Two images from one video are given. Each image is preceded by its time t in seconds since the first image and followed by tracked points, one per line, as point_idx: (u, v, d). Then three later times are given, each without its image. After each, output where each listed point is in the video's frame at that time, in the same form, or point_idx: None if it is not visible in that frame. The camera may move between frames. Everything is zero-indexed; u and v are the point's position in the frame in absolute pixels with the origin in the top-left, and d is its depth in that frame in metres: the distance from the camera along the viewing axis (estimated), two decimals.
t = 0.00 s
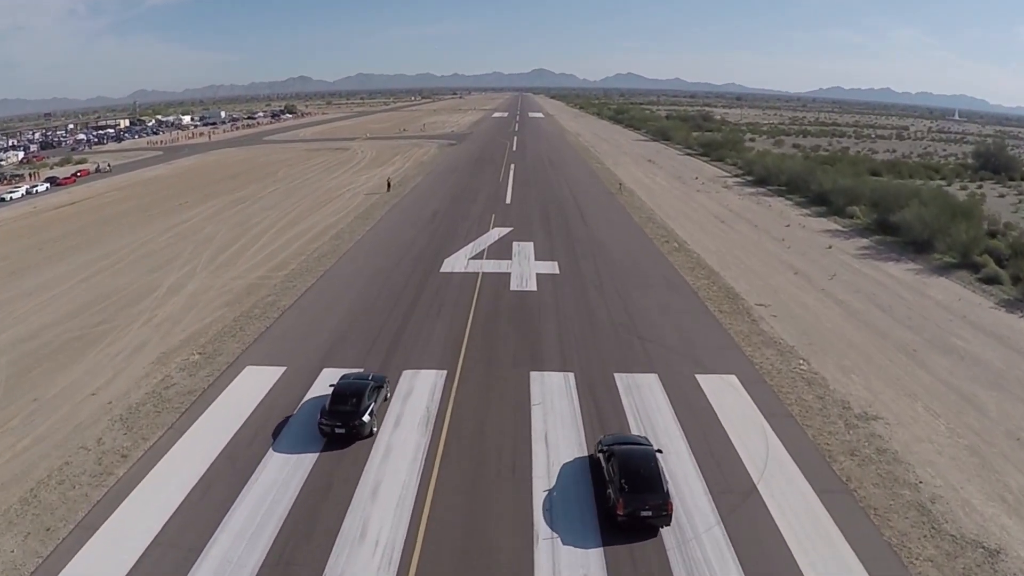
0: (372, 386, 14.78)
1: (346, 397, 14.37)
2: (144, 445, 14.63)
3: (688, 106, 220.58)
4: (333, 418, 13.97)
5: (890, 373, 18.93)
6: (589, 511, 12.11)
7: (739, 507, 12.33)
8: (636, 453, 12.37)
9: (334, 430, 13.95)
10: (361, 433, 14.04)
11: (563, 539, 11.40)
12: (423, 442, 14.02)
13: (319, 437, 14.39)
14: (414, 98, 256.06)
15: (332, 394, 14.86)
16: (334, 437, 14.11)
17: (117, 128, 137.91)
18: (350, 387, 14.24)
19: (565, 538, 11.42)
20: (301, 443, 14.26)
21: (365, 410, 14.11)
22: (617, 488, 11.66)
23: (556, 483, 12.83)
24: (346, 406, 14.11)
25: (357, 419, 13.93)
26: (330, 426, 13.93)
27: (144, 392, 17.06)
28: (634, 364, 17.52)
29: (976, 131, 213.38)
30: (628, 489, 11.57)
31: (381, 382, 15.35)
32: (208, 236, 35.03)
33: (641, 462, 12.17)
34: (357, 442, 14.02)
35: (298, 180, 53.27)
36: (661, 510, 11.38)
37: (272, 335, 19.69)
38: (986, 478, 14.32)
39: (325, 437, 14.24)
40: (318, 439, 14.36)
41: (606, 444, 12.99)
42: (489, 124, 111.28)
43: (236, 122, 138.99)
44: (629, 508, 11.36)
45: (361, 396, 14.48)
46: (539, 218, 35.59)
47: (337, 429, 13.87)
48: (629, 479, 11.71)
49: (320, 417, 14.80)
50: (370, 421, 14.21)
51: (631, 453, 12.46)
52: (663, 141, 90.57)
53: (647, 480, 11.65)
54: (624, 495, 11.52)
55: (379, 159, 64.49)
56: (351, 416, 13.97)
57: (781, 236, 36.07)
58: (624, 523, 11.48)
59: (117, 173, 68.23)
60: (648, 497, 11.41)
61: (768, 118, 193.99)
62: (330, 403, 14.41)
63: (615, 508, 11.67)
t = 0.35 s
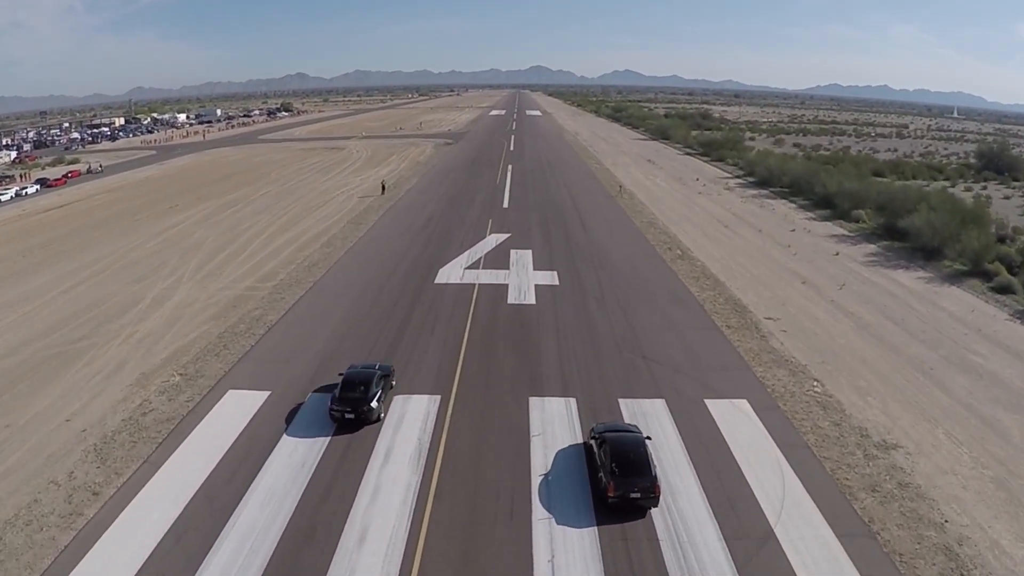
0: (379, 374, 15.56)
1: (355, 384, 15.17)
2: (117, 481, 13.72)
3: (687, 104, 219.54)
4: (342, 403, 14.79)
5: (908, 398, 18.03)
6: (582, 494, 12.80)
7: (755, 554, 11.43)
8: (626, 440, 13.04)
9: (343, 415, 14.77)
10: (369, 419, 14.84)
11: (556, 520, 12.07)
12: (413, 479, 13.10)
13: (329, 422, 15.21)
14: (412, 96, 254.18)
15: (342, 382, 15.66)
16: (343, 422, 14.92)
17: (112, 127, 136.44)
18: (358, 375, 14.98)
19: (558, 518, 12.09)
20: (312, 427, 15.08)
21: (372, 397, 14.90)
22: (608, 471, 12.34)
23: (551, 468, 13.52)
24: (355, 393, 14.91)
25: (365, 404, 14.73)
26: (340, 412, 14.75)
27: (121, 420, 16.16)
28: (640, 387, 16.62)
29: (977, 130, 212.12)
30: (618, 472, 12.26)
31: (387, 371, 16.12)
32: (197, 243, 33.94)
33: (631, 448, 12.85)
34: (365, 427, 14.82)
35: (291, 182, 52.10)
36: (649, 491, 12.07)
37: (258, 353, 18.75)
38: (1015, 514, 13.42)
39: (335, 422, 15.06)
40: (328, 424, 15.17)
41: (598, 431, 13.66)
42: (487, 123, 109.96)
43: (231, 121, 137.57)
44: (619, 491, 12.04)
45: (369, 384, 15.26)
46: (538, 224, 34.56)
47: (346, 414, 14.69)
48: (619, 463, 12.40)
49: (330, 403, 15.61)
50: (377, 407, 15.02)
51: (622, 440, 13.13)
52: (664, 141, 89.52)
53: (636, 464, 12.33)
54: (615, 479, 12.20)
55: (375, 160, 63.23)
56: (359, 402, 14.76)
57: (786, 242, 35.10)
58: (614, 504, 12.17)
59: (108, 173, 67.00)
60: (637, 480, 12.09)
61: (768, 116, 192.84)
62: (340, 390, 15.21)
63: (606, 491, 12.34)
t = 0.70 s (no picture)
0: (388, 361, 16.63)
1: (365, 370, 16.24)
2: (89, 521, 12.73)
3: (690, 101, 217.72)
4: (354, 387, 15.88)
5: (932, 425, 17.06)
6: (578, 476, 13.65)
7: None
8: (619, 424, 13.84)
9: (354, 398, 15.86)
10: (378, 402, 15.92)
11: (554, 499, 12.94)
12: (405, 524, 12.13)
13: (339, 405, 16.28)
14: (412, 92, 252.21)
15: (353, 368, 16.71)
16: (354, 405, 15.99)
17: (109, 125, 135.00)
18: (369, 362, 16.04)
19: (557, 498, 12.95)
20: (325, 409, 16.15)
21: (381, 381, 15.98)
22: (602, 454, 13.17)
23: (550, 469, 13.81)
24: (365, 378, 15.98)
25: (374, 388, 15.82)
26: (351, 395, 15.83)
27: (97, 452, 15.15)
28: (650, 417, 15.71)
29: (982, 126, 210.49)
30: (611, 455, 13.08)
31: (395, 358, 17.19)
32: (185, 251, 32.81)
33: (623, 432, 13.66)
34: (375, 409, 15.88)
35: (285, 183, 50.86)
36: (639, 470, 12.92)
37: (243, 375, 17.83)
38: None
39: (345, 404, 16.11)
40: (339, 407, 16.23)
41: (594, 417, 14.45)
42: (487, 121, 108.52)
43: (229, 118, 136.04)
44: (612, 472, 12.89)
45: (378, 370, 16.32)
46: (539, 228, 33.46)
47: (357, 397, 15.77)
48: (612, 446, 13.22)
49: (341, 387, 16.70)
50: (387, 392, 16.11)
51: (615, 425, 13.94)
52: (667, 139, 88.23)
53: (628, 447, 13.15)
54: (608, 461, 13.02)
55: (372, 160, 61.88)
56: (369, 386, 15.85)
57: (795, 248, 34.01)
58: (609, 484, 13.01)
59: (102, 174, 65.76)
60: (628, 462, 12.92)
61: (771, 113, 191.13)
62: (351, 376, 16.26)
63: (600, 472, 13.17)
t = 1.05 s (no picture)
0: (398, 350, 17.66)
1: (377, 359, 17.25)
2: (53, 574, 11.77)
3: (693, 100, 216.04)
4: (367, 375, 16.90)
5: (963, 461, 16.01)
6: (575, 461, 14.49)
7: None
8: (614, 412, 14.67)
9: (366, 385, 16.91)
10: (389, 388, 16.99)
11: (554, 501, 13.22)
12: None
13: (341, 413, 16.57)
14: (415, 92, 251.23)
15: (364, 358, 17.73)
16: (366, 391, 17.04)
17: (109, 125, 134.09)
18: (380, 351, 17.05)
19: (555, 482, 13.79)
20: (338, 395, 17.21)
21: (392, 370, 17.02)
22: (597, 440, 13.98)
23: (554, 516, 12.80)
24: (377, 366, 17.00)
25: (385, 375, 16.87)
26: (364, 382, 16.87)
27: (68, 493, 14.21)
28: (663, 455, 14.80)
29: (989, 125, 208.75)
30: (606, 440, 13.89)
31: (404, 349, 18.26)
32: (175, 261, 31.81)
33: (617, 419, 14.50)
34: (386, 396, 16.94)
35: (282, 187, 49.81)
36: (633, 454, 13.73)
37: (226, 407, 16.92)
38: None
39: (358, 391, 17.14)
40: (338, 420, 16.20)
41: (590, 405, 15.30)
42: (489, 121, 107.24)
43: (230, 118, 134.95)
44: (607, 456, 13.70)
45: (388, 359, 17.33)
46: (543, 236, 32.42)
47: (369, 384, 16.82)
48: (607, 432, 14.03)
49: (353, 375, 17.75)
50: (397, 379, 17.18)
51: (609, 412, 14.79)
52: (673, 139, 86.94)
53: (622, 433, 13.94)
54: (603, 446, 13.83)
55: (371, 162, 60.72)
56: (381, 374, 16.90)
57: (807, 257, 32.94)
58: (603, 469, 13.84)
59: (98, 177, 64.76)
60: (622, 447, 13.71)
61: (776, 112, 189.50)
62: (363, 364, 17.28)
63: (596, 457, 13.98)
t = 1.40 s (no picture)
0: (405, 344, 19.03)
1: (386, 352, 18.62)
2: None
3: (696, 101, 214.28)
4: (377, 366, 18.26)
5: (998, 507, 14.84)
6: (570, 451, 15.62)
7: None
8: (605, 405, 15.85)
9: (377, 375, 18.24)
10: (398, 378, 18.31)
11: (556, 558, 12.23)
12: None
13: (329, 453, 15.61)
14: (417, 94, 250.18)
15: (375, 352, 19.12)
16: (377, 382, 18.37)
17: (108, 127, 132.79)
18: (389, 345, 18.40)
19: (551, 469, 14.93)
20: (351, 387, 18.54)
21: (400, 361, 18.37)
22: (590, 429, 15.18)
23: None
24: (387, 358, 18.38)
25: (395, 366, 18.23)
26: (374, 373, 18.20)
27: (30, 547, 13.21)
28: (677, 506, 13.73)
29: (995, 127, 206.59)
30: (598, 430, 15.08)
31: (412, 343, 19.57)
32: (163, 275, 30.73)
33: (609, 411, 15.70)
34: (396, 385, 18.25)
35: (278, 194, 48.65)
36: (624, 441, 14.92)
37: (206, 450, 15.99)
38: None
39: (369, 382, 18.48)
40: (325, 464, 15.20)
41: (584, 399, 16.44)
42: (490, 124, 105.95)
43: (229, 120, 133.70)
44: (599, 445, 14.87)
45: (397, 352, 18.69)
46: (545, 249, 31.24)
47: (380, 375, 18.16)
48: (599, 423, 15.20)
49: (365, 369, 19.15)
50: (405, 370, 18.52)
51: (602, 405, 15.96)
52: (677, 143, 85.64)
53: (613, 424, 15.13)
54: (595, 435, 15.02)
55: (370, 168, 59.48)
56: (390, 365, 18.26)
57: (819, 273, 31.75)
58: (595, 456, 15.00)
59: (92, 183, 63.57)
60: (613, 436, 14.90)
61: (781, 115, 187.71)
62: (374, 357, 18.66)
63: (589, 445, 15.16)
